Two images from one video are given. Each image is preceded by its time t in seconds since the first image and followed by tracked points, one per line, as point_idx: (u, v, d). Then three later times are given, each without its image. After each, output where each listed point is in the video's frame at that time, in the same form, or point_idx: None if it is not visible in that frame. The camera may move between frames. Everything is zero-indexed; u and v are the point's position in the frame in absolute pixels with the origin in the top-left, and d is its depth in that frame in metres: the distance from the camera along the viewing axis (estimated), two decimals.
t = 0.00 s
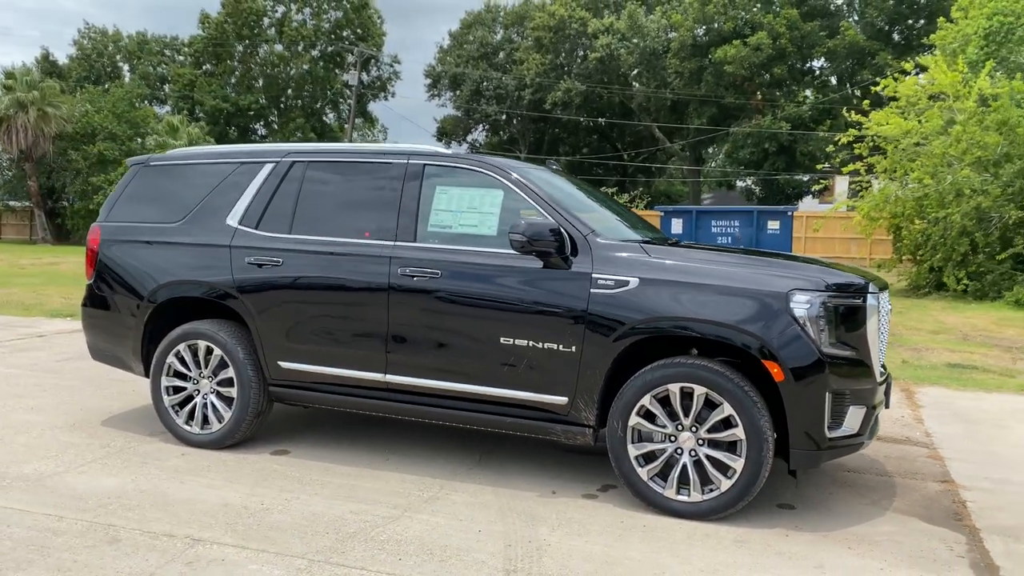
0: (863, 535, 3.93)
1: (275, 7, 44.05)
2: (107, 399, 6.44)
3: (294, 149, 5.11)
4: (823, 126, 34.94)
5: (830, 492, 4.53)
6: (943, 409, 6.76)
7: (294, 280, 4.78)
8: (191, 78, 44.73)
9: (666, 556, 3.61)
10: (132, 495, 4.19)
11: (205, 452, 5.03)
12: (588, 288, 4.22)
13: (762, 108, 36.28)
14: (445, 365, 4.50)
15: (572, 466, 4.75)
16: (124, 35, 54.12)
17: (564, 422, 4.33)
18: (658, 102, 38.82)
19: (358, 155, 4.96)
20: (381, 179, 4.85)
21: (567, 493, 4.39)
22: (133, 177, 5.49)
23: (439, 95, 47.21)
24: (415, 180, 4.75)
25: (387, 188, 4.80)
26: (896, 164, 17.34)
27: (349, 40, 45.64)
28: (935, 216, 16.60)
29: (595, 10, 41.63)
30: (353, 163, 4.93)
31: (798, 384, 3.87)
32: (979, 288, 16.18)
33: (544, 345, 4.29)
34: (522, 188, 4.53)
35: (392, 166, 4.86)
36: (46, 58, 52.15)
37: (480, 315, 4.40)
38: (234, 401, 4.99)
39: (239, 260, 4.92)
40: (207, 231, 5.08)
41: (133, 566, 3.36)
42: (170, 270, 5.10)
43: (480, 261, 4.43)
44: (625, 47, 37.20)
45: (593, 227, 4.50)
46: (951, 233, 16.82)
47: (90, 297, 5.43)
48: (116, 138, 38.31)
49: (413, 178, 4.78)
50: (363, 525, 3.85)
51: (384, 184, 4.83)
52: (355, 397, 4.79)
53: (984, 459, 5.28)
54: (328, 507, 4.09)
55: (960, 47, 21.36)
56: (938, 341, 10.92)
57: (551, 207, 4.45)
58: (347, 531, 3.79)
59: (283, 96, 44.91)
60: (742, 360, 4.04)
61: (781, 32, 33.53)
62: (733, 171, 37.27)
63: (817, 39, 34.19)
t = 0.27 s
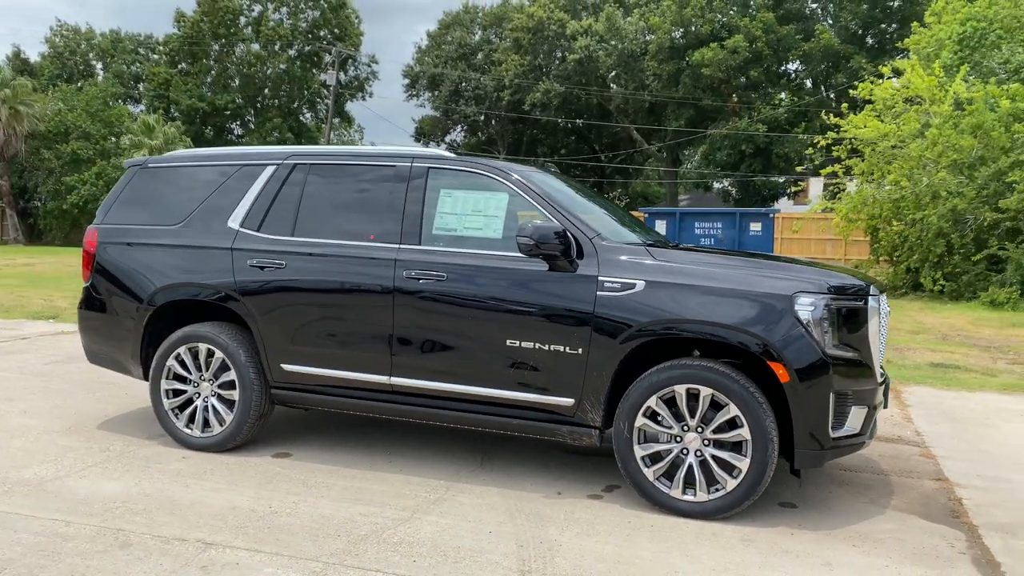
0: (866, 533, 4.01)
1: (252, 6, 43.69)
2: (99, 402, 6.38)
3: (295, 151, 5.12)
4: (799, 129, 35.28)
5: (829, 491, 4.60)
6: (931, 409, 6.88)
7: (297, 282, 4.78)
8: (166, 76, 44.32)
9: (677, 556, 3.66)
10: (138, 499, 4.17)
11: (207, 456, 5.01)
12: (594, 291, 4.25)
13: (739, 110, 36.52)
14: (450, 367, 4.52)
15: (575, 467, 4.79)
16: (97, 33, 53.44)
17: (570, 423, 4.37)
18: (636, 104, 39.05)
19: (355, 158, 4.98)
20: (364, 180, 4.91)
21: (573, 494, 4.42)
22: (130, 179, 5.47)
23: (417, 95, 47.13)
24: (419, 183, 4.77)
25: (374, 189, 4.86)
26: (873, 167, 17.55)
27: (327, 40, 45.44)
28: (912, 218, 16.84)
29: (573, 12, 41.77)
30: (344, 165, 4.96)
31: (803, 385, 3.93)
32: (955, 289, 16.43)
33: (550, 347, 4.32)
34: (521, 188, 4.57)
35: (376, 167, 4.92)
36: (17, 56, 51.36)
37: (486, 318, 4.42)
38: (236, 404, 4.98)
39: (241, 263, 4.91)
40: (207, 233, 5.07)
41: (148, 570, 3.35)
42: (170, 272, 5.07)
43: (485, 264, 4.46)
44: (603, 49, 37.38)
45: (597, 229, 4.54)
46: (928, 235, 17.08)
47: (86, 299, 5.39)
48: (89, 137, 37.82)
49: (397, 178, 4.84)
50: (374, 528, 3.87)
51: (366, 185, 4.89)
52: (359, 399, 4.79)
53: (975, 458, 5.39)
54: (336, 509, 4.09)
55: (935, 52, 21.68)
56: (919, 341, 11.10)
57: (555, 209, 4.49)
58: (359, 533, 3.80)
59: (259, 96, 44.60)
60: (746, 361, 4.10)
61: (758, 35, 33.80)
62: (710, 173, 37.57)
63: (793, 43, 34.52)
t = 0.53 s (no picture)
0: (872, 526, 4.06)
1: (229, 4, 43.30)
2: (93, 401, 6.31)
3: (298, 148, 5.11)
4: (777, 129, 35.53)
5: (832, 485, 4.66)
6: (922, 404, 6.98)
7: (302, 280, 4.77)
8: (143, 75, 43.79)
9: (690, 550, 3.68)
10: (144, 499, 4.13)
11: (209, 455, 4.98)
12: (602, 287, 4.27)
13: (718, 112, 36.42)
14: (457, 364, 4.52)
15: (580, 463, 4.81)
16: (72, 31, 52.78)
17: (577, 419, 4.38)
18: (617, 104, 39.20)
19: (359, 154, 4.97)
20: (349, 177, 4.94)
21: (580, 490, 4.44)
22: (128, 176, 5.42)
23: (397, 94, 47.00)
24: (424, 180, 4.78)
25: (358, 189, 4.91)
26: (854, 167, 17.73)
27: (306, 39, 45.16)
28: (893, 217, 17.06)
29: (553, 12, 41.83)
30: (348, 162, 4.96)
31: (811, 380, 3.98)
32: (935, 287, 16.72)
33: (558, 344, 4.33)
34: (520, 181, 4.61)
35: (360, 165, 4.96)
36: None
37: (493, 315, 4.43)
38: (239, 403, 4.95)
39: (244, 261, 4.89)
40: (210, 230, 5.05)
41: (162, 569, 3.32)
42: (172, 269, 5.04)
43: (493, 261, 4.46)
44: (583, 49, 37.50)
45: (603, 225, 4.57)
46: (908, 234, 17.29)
47: (84, 299, 5.34)
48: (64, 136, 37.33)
49: (375, 178, 4.91)
50: (386, 525, 3.86)
51: (352, 183, 4.93)
52: (364, 397, 4.78)
53: (970, 452, 5.48)
54: (346, 507, 4.08)
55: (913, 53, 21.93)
56: (903, 338, 11.25)
57: (561, 206, 4.51)
58: (371, 531, 3.79)
59: (237, 94, 44.25)
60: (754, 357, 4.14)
61: (737, 37, 33.98)
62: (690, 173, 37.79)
63: (772, 44, 34.74)
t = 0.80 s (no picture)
0: (882, 523, 4.11)
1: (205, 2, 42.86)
2: (87, 404, 6.22)
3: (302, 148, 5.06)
4: (756, 129, 35.78)
5: (837, 483, 4.71)
6: (914, 402, 7.08)
7: (308, 281, 4.73)
8: (116, 73, 43.33)
9: (707, 548, 3.71)
10: (153, 504, 4.08)
11: (212, 458, 4.93)
12: (614, 288, 4.28)
13: (696, 110, 37.08)
14: (467, 365, 4.52)
15: (587, 463, 4.82)
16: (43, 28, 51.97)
17: (587, 419, 4.39)
18: (596, 104, 39.34)
19: (364, 154, 4.94)
20: (346, 178, 4.93)
21: (591, 490, 4.45)
22: (125, 178, 5.34)
23: (376, 94, 46.82)
24: (431, 180, 4.75)
25: (347, 188, 4.90)
26: (836, 166, 18.08)
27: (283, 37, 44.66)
28: (874, 217, 17.33)
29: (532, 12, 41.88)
30: (353, 162, 4.92)
31: (823, 379, 4.01)
32: (915, 286, 16.94)
33: (568, 344, 4.33)
34: (524, 179, 4.62)
35: (364, 165, 4.92)
36: None
37: (503, 316, 4.43)
38: (243, 406, 4.90)
39: (248, 262, 4.84)
40: (214, 232, 4.99)
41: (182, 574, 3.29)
42: (176, 271, 4.99)
43: (503, 261, 4.46)
44: (563, 49, 37.67)
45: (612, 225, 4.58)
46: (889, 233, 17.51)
47: (82, 301, 5.26)
48: (37, 135, 36.75)
49: (360, 177, 4.90)
50: (401, 527, 3.85)
51: (348, 184, 4.91)
52: (371, 399, 4.75)
53: (968, 448, 5.56)
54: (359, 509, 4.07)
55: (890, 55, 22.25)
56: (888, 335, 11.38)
57: (570, 206, 4.52)
58: (388, 533, 3.78)
59: (213, 93, 43.81)
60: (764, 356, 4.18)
61: (715, 37, 34.18)
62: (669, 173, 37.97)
63: (750, 44, 34.96)
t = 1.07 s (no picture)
0: (886, 521, 4.18)
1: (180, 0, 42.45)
2: (82, 409, 6.16)
3: (305, 151, 5.05)
4: (734, 130, 36.02)
5: (839, 481, 4.78)
6: (905, 400, 7.18)
7: (313, 284, 4.73)
8: (90, 72, 43.06)
9: (719, 548, 3.75)
10: (162, 510, 4.06)
11: (216, 462, 4.90)
12: (622, 290, 4.31)
13: (675, 111, 37.27)
14: (474, 368, 4.53)
15: (592, 464, 4.85)
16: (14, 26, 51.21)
17: (595, 421, 4.42)
18: (575, 105, 39.47)
19: (367, 157, 4.93)
20: (349, 180, 4.92)
21: (598, 491, 4.48)
22: (125, 180, 5.33)
23: (354, 93, 46.61)
24: (436, 183, 4.76)
25: (350, 190, 4.89)
26: (816, 167, 18.29)
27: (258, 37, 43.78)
28: (854, 217, 17.57)
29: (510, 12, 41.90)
30: (356, 165, 4.92)
31: (830, 379, 4.07)
32: (895, 285, 17.15)
33: (576, 346, 4.36)
34: (526, 180, 4.64)
35: (368, 168, 4.92)
36: None
37: (511, 318, 4.44)
38: (247, 409, 4.88)
39: (252, 266, 4.83)
40: (216, 234, 4.98)
41: None
42: (178, 274, 4.96)
43: (510, 264, 4.48)
44: (542, 50, 37.81)
45: (617, 227, 4.61)
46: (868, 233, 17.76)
47: (80, 305, 5.20)
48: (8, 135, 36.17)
49: (363, 179, 4.90)
50: (414, 530, 3.86)
51: (351, 186, 4.90)
52: (377, 402, 4.75)
53: (961, 446, 5.66)
54: (370, 513, 4.06)
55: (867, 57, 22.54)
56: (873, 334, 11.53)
57: (576, 209, 4.56)
58: (402, 536, 3.78)
59: (189, 92, 43.36)
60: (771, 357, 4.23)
61: (693, 39, 34.37)
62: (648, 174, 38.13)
63: (727, 46, 35.17)
